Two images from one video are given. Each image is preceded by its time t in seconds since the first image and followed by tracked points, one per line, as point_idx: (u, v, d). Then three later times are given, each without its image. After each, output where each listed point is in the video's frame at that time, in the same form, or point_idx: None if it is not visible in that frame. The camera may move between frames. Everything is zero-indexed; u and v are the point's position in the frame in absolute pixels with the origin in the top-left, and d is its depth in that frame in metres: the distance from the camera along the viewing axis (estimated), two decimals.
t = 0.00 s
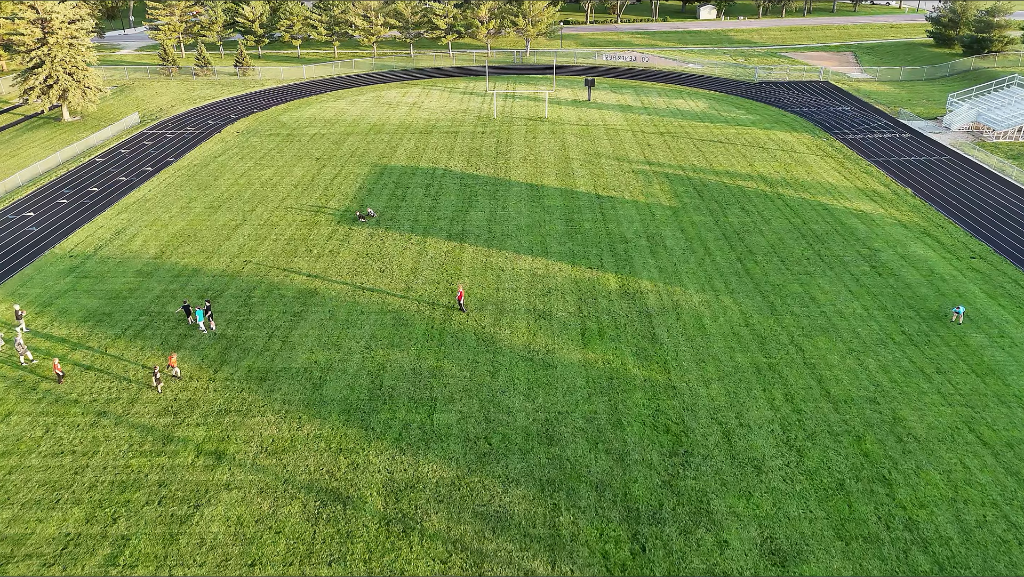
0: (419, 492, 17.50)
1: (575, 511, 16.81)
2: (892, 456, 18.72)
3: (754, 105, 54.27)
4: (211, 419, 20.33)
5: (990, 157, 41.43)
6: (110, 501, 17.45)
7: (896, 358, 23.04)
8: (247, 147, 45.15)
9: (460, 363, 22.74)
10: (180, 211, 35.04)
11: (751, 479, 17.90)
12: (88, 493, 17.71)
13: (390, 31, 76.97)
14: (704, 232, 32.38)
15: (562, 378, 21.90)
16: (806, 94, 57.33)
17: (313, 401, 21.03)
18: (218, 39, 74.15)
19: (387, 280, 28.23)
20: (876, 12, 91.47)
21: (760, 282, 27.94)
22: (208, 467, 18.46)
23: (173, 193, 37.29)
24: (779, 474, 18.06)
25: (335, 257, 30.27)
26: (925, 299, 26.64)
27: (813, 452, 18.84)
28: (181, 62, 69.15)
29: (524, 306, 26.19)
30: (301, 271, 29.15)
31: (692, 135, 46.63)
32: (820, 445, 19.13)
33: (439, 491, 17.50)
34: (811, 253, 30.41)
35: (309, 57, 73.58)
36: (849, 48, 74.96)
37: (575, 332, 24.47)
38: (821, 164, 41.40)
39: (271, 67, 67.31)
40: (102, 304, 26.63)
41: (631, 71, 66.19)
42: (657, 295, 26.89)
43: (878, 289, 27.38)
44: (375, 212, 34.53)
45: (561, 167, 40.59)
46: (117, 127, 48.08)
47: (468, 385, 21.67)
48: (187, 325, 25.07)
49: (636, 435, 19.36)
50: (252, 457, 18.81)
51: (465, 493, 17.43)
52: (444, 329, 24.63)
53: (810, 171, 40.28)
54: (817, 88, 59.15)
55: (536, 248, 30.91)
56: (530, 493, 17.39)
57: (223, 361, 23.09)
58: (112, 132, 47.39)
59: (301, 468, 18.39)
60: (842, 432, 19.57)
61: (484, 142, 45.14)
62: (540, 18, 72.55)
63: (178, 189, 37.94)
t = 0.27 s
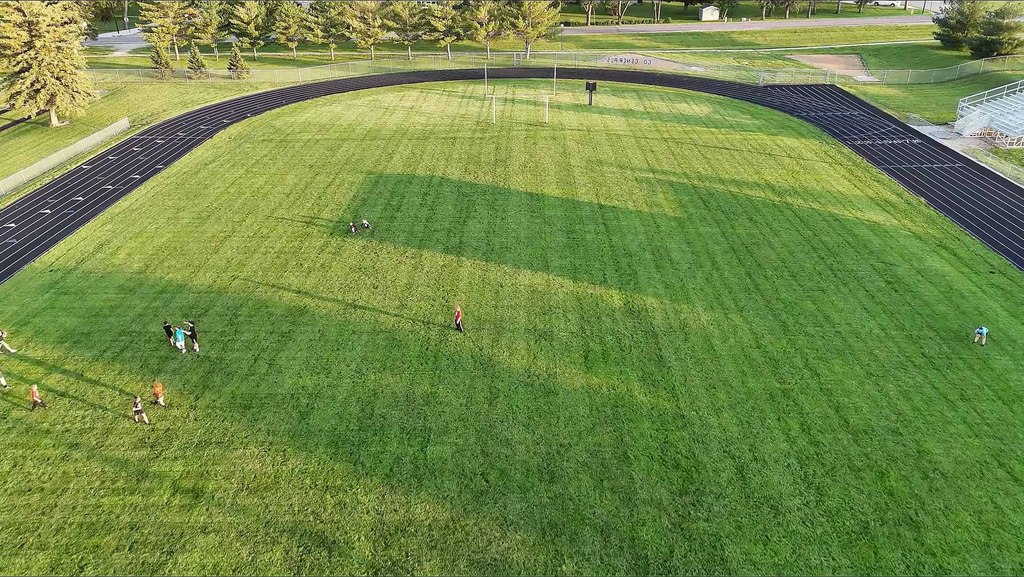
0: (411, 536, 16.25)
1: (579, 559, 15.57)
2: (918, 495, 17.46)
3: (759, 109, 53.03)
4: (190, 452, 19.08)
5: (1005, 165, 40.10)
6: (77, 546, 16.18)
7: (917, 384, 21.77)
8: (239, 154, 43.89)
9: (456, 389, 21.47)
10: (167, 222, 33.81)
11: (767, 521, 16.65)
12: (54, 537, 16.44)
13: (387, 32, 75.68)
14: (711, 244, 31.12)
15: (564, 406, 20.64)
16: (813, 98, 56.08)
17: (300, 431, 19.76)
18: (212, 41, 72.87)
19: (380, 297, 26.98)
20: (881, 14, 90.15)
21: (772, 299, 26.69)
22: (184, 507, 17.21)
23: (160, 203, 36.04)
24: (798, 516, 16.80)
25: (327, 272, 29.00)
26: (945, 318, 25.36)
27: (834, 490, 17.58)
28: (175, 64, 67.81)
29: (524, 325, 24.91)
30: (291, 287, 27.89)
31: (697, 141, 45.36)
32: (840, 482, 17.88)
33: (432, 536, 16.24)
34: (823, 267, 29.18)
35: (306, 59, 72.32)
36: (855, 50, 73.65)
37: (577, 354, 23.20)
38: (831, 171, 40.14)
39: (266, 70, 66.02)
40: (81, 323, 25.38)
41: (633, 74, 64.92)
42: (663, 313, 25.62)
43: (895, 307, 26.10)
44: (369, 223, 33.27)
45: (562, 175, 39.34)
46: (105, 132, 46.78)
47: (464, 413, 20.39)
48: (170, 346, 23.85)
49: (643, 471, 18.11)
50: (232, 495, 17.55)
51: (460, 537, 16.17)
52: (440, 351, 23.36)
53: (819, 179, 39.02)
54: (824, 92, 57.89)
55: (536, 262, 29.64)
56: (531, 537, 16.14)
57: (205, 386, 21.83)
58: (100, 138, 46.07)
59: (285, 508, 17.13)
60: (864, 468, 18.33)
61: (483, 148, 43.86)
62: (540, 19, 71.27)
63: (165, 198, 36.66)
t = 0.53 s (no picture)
0: None
1: None
2: (949, 540, 16.19)
3: (765, 114, 51.76)
4: (166, 490, 17.81)
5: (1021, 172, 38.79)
6: None
7: (941, 412, 20.51)
8: (230, 161, 42.60)
9: (451, 418, 20.18)
10: (153, 234, 32.57)
11: (788, 570, 15.38)
12: None
13: (385, 34, 74.38)
14: (719, 258, 29.85)
15: (567, 437, 19.36)
16: (819, 102, 54.81)
17: (284, 466, 18.49)
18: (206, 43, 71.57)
19: (373, 316, 25.71)
20: (886, 15, 88.82)
21: (784, 318, 25.44)
22: (157, 555, 15.94)
23: (147, 213, 34.79)
24: (821, 565, 15.53)
25: (317, 288, 27.77)
26: (967, 339, 24.10)
27: (858, 535, 16.32)
28: (168, 67, 66.54)
29: (524, 346, 23.65)
30: (279, 305, 26.63)
31: (701, 148, 44.10)
32: (865, 525, 16.60)
33: None
34: (837, 282, 27.92)
35: (302, 61, 71.07)
36: (860, 53, 72.37)
37: (580, 379, 21.92)
38: (840, 179, 38.87)
39: (260, 73, 64.73)
40: (58, 344, 24.13)
41: (635, 77, 63.66)
42: (670, 333, 24.36)
43: (914, 327, 24.83)
44: (363, 235, 32.01)
45: (563, 184, 38.08)
46: (93, 138, 45.46)
47: (460, 445, 19.11)
48: (149, 370, 22.60)
49: (652, 512, 16.85)
50: (210, 540, 16.29)
51: None
52: (435, 376, 22.08)
53: (829, 187, 37.76)
54: (830, 95, 56.61)
55: (537, 277, 28.36)
56: None
57: (186, 415, 20.56)
58: (88, 144, 44.76)
59: (266, 556, 15.85)
60: (889, 508, 17.06)
61: (481, 155, 42.60)
62: (541, 21, 69.97)
63: (152, 208, 35.41)
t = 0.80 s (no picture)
0: None
1: None
2: None
3: (770, 119, 50.55)
4: (139, 534, 16.51)
5: None
6: None
7: (969, 445, 19.22)
8: (221, 168, 41.34)
9: (446, 451, 18.89)
10: (138, 247, 31.29)
11: None
12: None
13: (382, 36, 73.13)
14: (728, 273, 28.58)
15: (570, 474, 18.07)
16: (826, 106, 53.56)
17: (267, 507, 17.21)
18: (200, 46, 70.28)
19: (365, 337, 24.46)
20: (891, 16, 87.60)
21: (797, 338, 24.18)
22: None
23: (133, 225, 33.50)
24: None
25: (307, 306, 26.52)
26: (992, 362, 22.82)
27: None
28: (161, 70, 65.30)
29: (524, 370, 22.39)
30: (267, 325, 25.38)
31: (706, 154, 42.85)
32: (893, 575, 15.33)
33: None
34: (851, 300, 26.68)
35: (297, 64, 69.83)
36: (865, 55, 71.14)
37: (584, 407, 20.65)
38: (851, 188, 37.62)
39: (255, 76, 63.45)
40: (31, 367, 22.84)
41: (637, 80, 62.42)
42: (678, 356, 23.09)
43: (935, 349, 23.56)
44: (356, 247, 30.74)
45: (564, 193, 36.85)
46: (81, 144, 44.11)
47: (455, 482, 17.81)
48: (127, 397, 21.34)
49: (663, 560, 15.57)
50: None
51: None
52: (430, 404, 20.81)
53: (839, 196, 36.50)
54: (837, 100, 55.37)
55: (538, 293, 27.08)
56: None
57: (163, 447, 19.28)
58: (75, 151, 43.40)
59: None
60: (919, 556, 15.79)
61: (480, 162, 41.35)
62: (541, 23, 68.66)
63: (139, 219, 34.13)
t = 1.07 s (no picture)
0: None
1: None
2: None
3: (776, 124, 49.32)
4: None
5: None
6: None
7: (1000, 482, 17.98)
8: (212, 175, 40.08)
9: (441, 489, 17.64)
10: (121, 261, 30.01)
11: None
12: None
13: (380, 38, 71.83)
14: (737, 290, 27.34)
15: (573, 515, 16.83)
16: (833, 111, 52.28)
17: (246, 553, 15.96)
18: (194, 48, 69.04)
19: (356, 360, 23.22)
20: (896, 18, 86.31)
21: (812, 361, 22.93)
22: None
23: (117, 237, 32.24)
24: None
25: (296, 326, 25.27)
26: (1020, 388, 21.56)
27: None
28: (153, 73, 64.05)
29: (523, 397, 21.13)
30: (254, 346, 24.14)
31: (711, 161, 41.60)
32: None
33: None
34: (867, 319, 25.43)
35: (293, 67, 68.55)
36: (871, 57, 69.91)
37: (587, 438, 19.40)
38: (862, 197, 36.39)
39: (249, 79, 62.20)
40: (2, 394, 21.57)
41: (639, 83, 61.18)
42: (687, 381, 21.84)
43: (958, 373, 22.32)
44: (349, 261, 29.51)
45: (565, 202, 35.62)
46: (68, 151, 42.85)
47: (450, 525, 16.56)
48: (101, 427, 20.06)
49: None
50: None
51: None
52: (424, 435, 19.57)
53: (850, 207, 35.27)
54: (843, 104, 54.15)
55: (538, 311, 25.84)
56: None
57: (138, 485, 18.03)
58: (61, 158, 42.14)
59: None
60: None
61: (478, 170, 40.08)
62: (541, 25, 67.29)
63: (124, 231, 32.86)
